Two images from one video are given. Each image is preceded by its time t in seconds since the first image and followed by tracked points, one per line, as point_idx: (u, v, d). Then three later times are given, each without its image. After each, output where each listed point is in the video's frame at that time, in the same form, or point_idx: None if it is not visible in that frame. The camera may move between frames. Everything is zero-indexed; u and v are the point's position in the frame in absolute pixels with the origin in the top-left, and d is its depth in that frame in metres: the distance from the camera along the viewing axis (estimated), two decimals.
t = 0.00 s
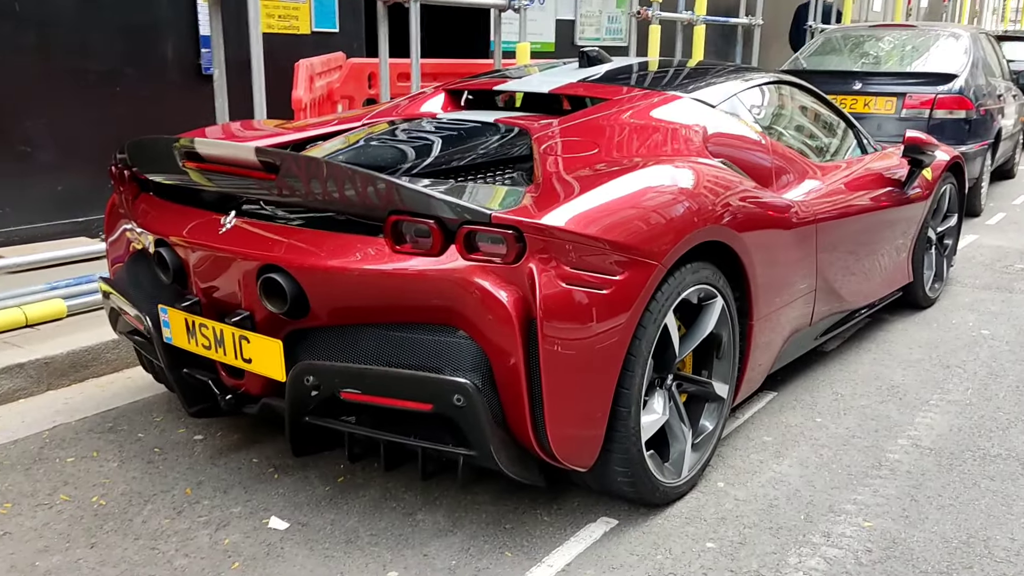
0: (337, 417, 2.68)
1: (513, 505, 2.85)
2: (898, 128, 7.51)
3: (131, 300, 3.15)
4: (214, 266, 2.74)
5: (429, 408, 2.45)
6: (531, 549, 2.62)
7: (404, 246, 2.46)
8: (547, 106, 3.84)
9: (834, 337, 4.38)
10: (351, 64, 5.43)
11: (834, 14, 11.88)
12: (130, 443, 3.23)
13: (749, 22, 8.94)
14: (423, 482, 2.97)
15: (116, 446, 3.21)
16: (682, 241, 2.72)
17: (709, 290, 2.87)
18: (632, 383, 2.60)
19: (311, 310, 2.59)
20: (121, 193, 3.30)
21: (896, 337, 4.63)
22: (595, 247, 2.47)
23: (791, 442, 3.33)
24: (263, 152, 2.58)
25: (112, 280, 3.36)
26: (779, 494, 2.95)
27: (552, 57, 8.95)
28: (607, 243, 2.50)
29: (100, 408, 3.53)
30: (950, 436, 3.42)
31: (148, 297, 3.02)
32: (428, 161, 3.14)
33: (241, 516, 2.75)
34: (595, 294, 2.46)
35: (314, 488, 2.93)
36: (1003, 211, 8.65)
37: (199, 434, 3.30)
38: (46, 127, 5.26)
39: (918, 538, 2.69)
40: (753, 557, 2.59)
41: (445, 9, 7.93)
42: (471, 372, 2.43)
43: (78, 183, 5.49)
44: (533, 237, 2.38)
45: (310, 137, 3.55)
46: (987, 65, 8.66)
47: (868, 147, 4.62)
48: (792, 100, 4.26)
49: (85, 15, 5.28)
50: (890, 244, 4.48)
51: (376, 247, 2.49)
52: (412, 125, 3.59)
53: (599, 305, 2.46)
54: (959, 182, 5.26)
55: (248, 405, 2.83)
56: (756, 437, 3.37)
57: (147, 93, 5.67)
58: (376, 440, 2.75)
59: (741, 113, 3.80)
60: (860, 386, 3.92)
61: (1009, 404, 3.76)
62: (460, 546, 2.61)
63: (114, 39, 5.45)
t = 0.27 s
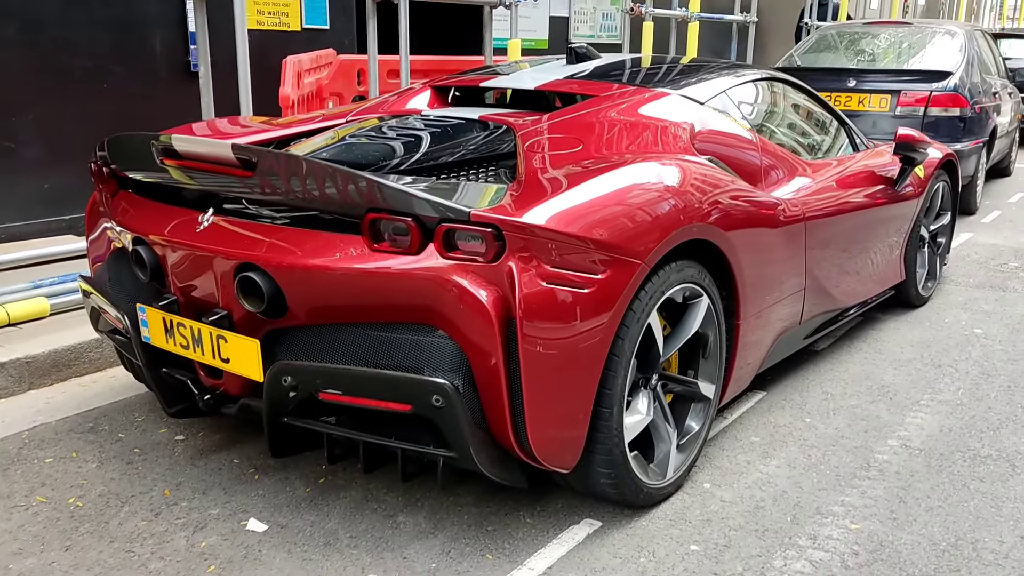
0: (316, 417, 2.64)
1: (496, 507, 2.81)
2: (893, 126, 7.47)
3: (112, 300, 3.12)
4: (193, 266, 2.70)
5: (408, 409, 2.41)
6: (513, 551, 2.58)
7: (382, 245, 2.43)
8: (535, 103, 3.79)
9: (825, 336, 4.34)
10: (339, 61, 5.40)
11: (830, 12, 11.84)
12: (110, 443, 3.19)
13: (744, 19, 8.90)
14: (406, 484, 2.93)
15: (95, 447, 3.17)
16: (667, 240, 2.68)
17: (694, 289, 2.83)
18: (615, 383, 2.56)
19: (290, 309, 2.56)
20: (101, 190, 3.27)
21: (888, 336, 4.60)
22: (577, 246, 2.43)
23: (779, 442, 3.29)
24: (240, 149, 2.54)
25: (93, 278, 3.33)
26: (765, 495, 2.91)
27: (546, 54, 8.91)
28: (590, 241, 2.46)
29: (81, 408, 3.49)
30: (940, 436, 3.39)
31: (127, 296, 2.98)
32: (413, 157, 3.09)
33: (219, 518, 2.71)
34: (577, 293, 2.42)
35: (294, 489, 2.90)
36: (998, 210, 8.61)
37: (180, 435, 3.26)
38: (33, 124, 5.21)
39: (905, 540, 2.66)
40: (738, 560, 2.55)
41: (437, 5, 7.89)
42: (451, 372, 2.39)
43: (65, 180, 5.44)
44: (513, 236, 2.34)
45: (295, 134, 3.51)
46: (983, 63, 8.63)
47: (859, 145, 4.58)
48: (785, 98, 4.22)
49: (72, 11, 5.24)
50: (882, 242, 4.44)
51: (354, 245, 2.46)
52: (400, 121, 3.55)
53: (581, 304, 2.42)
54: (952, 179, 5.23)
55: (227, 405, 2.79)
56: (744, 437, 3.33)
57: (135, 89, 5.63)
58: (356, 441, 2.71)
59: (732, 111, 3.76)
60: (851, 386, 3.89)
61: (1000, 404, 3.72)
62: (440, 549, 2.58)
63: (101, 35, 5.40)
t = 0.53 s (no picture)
0: (296, 417, 2.60)
1: (479, 508, 2.78)
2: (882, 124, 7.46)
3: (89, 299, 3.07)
4: (170, 264, 2.65)
5: (387, 409, 2.37)
6: (495, 553, 2.55)
7: (361, 242, 2.39)
8: (521, 98, 3.75)
9: (813, 335, 4.32)
10: (325, 56, 5.37)
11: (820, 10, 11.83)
12: (87, 444, 3.14)
13: (734, 17, 8.88)
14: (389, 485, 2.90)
15: (72, 447, 3.12)
16: (651, 237, 2.65)
17: (679, 287, 2.80)
18: (599, 383, 2.52)
19: (268, 307, 2.51)
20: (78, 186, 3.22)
21: (876, 335, 4.57)
22: (560, 243, 2.39)
23: (766, 442, 3.26)
24: (215, 145, 2.49)
25: (70, 277, 3.27)
26: (751, 496, 2.88)
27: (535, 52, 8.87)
28: (573, 239, 2.42)
29: (59, 408, 3.44)
30: (927, 436, 3.36)
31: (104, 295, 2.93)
32: (398, 153, 3.05)
33: (196, 520, 2.66)
34: (559, 291, 2.38)
35: (274, 490, 2.86)
36: (987, 209, 8.61)
37: (159, 435, 3.21)
38: (14, 120, 5.14)
39: (891, 541, 2.63)
40: (722, 561, 2.52)
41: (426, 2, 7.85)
42: (431, 371, 2.36)
43: (47, 176, 5.38)
44: (494, 233, 2.30)
45: (277, 130, 3.46)
46: (972, 61, 8.62)
47: (847, 143, 4.55)
48: (773, 96, 4.20)
49: (54, 6, 5.18)
50: (870, 240, 4.42)
51: (333, 242, 2.41)
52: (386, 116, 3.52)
53: (563, 303, 2.39)
54: (940, 178, 5.21)
55: (205, 405, 2.74)
56: (730, 437, 3.30)
57: (119, 85, 5.56)
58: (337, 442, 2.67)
59: (719, 108, 3.73)
60: (838, 385, 3.86)
61: (988, 403, 3.70)
62: (422, 551, 2.54)
63: (84, 30, 5.34)
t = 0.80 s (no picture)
0: (288, 416, 2.56)
1: (474, 507, 2.75)
2: (871, 122, 7.47)
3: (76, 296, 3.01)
4: (159, 260, 2.60)
5: (382, 407, 2.34)
6: (491, 553, 2.52)
7: (355, 238, 2.35)
8: (513, 93, 3.72)
9: (805, 332, 4.30)
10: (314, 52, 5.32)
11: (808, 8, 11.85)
12: (74, 444, 3.09)
13: (723, 14, 8.89)
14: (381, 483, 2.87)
15: (59, 447, 3.06)
16: (648, 233, 2.62)
17: (676, 283, 2.77)
18: (595, 380, 2.50)
19: (260, 304, 2.47)
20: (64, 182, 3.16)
21: (868, 332, 4.56)
22: (557, 239, 2.36)
23: (761, 439, 3.24)
24: (204, 138, 2.45)
25: (55, 273, 3.21)
26: (747, 494, 2.86)
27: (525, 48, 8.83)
28: (570, 234, 2.39)
29: (45, 407, 3.38)
30: (921, 432, 3.35)
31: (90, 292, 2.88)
32: (389, 149, 3.02)
33: (187, 521, 2.62)
34: (556, 287, 2.35)
35: (266, 490, 2.82)
36: (976, 206, 8.63)
37: (147, 435, 3.16)
38: None
39: (888, 538, 2.61)
40: (720, 559, 2.50)
41: None
42: (427, 369, 2.32)
43: (31, 172, 5.30)
44: (490, 228, 2.26)
45: (267, 125, 3.41)
46: (960, 60, 8.65)
47: (839, 140, 4.54)
48: (765, 92, 4.18)
49: None
50: (861, 237, 4.41)
51: (326, 238, 2.37)
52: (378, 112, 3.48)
53: (560, 299, 2.35)
54: (931, 175, 5.21)
55: (195, 404, 2.70)
56: (725, 434, 3.28)
57: (104, 80, 5.49)
58: (330, 441, 2.64)
59: (712, 104, 3.71)
60: (832, 382, 3.85)
61: (982, 400, 3.70)
62: (417, 551, 2.51)
63: (68, 23, 5.27)
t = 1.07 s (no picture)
0: (301, 415, 2.55)
1: (486, 505, 2.75)
2: (862, 122, 7.54)
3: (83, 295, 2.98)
4: (168, 258, 2.58)
5: (398, 406, 2.33)
6: (506, 550, 2.52)
7: (371, 236, 2.33)
8: (517, 92, 3.71)
9: (805, 330, 4.33)
10: (312, 51, 5.24)
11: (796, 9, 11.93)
12: (80, 444, 3.07)
13: (714, 14, 8.93)
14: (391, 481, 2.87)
15: (64, 448, 3.04)
16: (658, 231, 2.63)
17: (687, 282, 2.78)
18: (610, 378, 2.50)
19: (273, 303, 2.46)
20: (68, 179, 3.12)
21: (866, 330, 4.60)
22: (571, 237, 2.36)
23: (767, 437, 3.27)
24: (218, 136, 2.43)
25: (59, 271, 3.19)
26: (757, 491, 2.88)
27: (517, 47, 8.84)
28: (584, 232, 2.39)
29: (48, 407, 3.35)
30: (924, 429, 3.39)
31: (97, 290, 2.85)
32: (396, 148, 3.01)
33: (199, 521, 2.61)
34: (571, 286, 2.35)
35: (277, 490, 2.81)
36: (963, 205, 8.72)
37: (154, 435, 3.15)
38: None
39: (899, 534, 2.64)
40: (734, 556, 2.52)
41: None
42: (443, 367, 2.32)
43: (25, 170, 5.25)
44: (507, 227, 2.26)
45: (269, 123, 3.37)
46: (949, 60, 8.73)
47: (837, 139, 4.57)
48: (761, 90, 4.20)
49: None
50: (860, 236, 4.45)
51: (341, 236, 2.36)
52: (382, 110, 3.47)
53: (575, 297, 2.36)
54: (925, 174, 5.25)
55: (206, 403, 2.68)
56: (732, 432, 3.30)
57: (98, 78, 5.45)
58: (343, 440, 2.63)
59: (714, 103, 3.72)
60: (833, 379, 3.88)
61: (981, 397, 3.74)
62: (432, 549, 2.51)
63: (62, 21, 5.22)
